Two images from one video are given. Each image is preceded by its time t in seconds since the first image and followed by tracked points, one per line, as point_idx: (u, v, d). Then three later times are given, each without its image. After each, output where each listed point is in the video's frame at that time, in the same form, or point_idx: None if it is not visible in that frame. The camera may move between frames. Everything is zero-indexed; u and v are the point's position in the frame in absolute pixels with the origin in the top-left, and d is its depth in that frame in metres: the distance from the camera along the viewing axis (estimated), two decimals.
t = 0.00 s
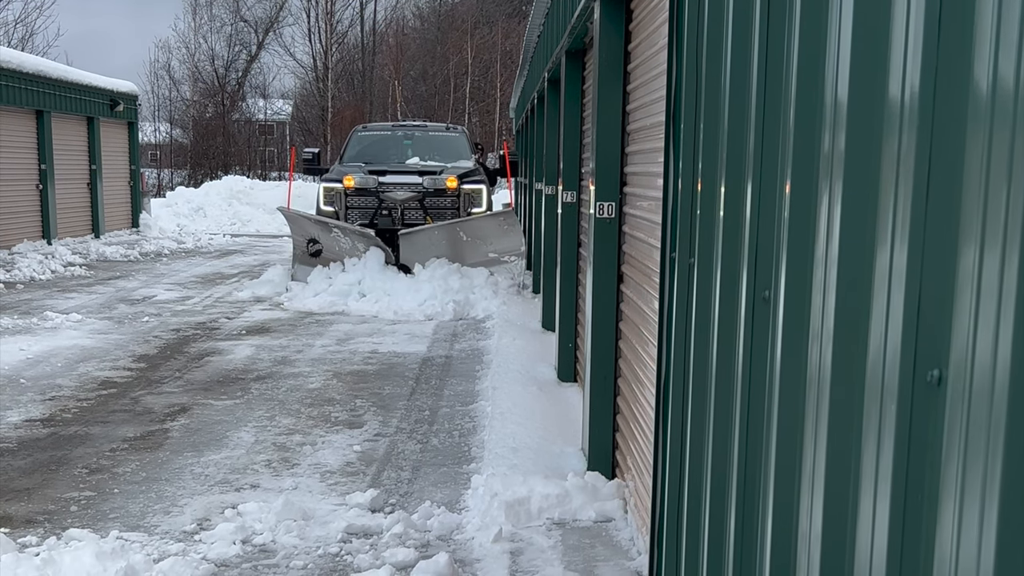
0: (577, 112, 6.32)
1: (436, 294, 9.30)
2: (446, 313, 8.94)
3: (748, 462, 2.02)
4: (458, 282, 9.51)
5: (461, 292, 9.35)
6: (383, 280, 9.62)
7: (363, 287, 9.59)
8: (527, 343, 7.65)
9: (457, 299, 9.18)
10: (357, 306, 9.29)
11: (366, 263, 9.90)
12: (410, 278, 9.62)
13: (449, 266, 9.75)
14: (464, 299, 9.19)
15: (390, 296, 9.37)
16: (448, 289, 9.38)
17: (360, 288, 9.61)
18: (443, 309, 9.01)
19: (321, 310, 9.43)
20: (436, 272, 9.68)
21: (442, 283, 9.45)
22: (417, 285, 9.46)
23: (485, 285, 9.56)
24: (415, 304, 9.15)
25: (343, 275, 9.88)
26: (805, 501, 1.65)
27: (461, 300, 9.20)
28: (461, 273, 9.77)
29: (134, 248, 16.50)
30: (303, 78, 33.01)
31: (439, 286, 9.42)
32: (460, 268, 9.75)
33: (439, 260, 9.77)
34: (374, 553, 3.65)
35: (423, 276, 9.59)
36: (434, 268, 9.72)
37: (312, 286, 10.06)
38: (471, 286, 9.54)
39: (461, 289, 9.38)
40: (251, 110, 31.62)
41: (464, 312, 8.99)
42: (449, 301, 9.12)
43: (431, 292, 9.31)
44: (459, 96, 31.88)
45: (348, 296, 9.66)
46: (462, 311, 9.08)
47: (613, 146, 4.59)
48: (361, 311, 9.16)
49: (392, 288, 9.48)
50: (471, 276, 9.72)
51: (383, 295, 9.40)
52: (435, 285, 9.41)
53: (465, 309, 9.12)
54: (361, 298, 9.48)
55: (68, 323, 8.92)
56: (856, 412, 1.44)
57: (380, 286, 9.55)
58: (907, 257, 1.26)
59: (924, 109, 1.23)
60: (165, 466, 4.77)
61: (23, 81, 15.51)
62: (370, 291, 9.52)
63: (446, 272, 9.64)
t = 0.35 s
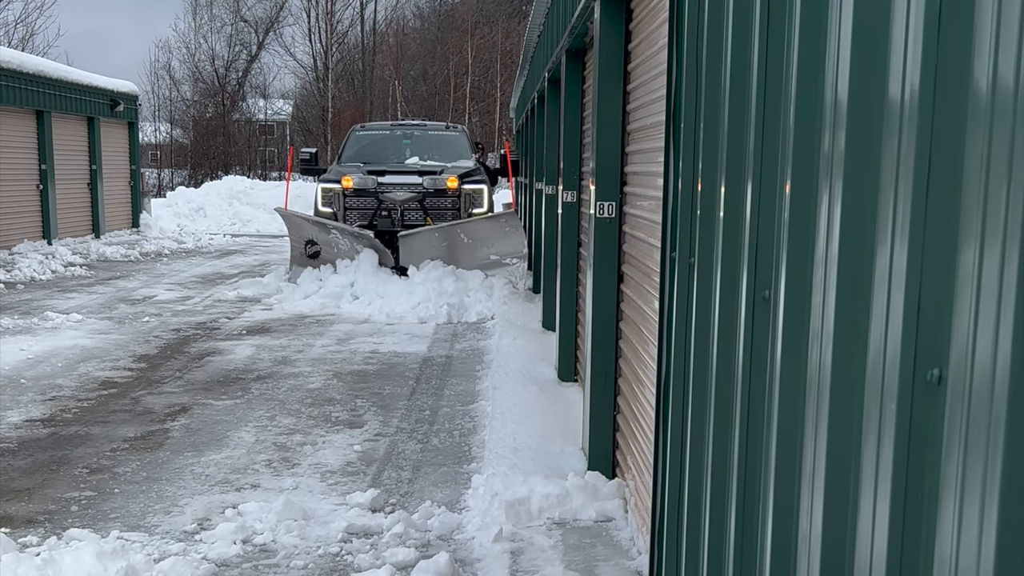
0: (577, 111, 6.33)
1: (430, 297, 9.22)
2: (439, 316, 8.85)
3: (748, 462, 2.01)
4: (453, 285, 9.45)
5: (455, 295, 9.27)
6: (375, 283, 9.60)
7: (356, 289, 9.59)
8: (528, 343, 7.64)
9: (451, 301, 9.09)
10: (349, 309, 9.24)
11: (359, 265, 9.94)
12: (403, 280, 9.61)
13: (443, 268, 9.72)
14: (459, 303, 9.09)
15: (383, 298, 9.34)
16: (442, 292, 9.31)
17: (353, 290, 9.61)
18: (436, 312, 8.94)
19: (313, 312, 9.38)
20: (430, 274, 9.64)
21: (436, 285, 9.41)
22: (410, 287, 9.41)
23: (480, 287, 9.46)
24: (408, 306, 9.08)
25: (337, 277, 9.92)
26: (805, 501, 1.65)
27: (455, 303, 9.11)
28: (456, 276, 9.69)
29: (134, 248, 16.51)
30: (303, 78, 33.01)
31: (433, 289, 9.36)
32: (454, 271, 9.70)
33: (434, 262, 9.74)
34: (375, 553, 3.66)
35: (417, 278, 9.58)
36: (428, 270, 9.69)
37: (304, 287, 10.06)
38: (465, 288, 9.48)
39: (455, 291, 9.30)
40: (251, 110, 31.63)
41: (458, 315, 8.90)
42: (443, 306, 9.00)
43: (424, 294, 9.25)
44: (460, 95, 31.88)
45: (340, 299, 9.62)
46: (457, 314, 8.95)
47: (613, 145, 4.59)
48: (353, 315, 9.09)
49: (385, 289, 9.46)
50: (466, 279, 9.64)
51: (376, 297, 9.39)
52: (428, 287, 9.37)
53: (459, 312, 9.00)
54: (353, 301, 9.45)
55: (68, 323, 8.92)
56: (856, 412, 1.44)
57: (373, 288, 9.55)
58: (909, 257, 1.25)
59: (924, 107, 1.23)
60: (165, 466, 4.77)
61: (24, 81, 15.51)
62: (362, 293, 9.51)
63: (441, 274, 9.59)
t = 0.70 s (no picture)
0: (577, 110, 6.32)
1: (425, 299, 9.14)
2: (433, 318, 8.78)
3: (748, 462, 2.02)
4: (447, 287, 9.37)
5: (450, 297, 9.20)
6: (367, 285, 9.53)
7: (348, 291, 9.51)
8: (528, 342, 7.63)
9: (446, 304, 9.03)
10: (342, 311, 9.14)
11: (351, 267, 9.87)
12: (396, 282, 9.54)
13: (438, 271, 9.61)
14: (453, 304, 9.05)
15: (376, 300, 9.26)
16: (436, 294, 9.24)
17: (345, 292, 9.53)
18: (431, 314, 8.86)
19: (305, 314, 9.26)
20: (424, 275, 9.56)
21: (430, 287, 9.32)
22: (404, 288, 9.33)
23: (475, 290, 9.37)
24: (402, 308, 8.99)
25: (328, 279, 9.84)
26: (806, 501, 1.65)
27: (450, 304, 9.05)
28: (451, 278, 9.61)
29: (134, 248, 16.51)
30: (304, 77, 33.03)
31: (427, 291, 9.28)
32: (450, 273, 9.61)
33: (427, 264, 9.64)
34: (375, 552, 3.65)
35: (411, 280, 9.50)
36: (422, 272, 9.60)
37: (294, 290, 9.96)
38: (460, 290, 9.40)
39: (450, 293, 9.23)
40: (251, 110, 31.64)
41: (453, 317, 8.83)
42: (438, 307, 8.95)
43: (418, 295, 9.17)
44: (460, 95, 31.89)
45: (332, 301, 9.52)
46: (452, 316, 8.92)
47: (614, 145, 4.59)
48: (347, 316, 8.99)
49: (377, 291, 9.39)
50: (461, 281, 9.55)
51: (368, 299, 9.30)
52: (423, 289, 9.29)
53: (454, 314, 8.96)
54: (346, 302, 9.35)
55: (68, 323, 8.92)
56: (856, 413, 1.44)
57: (366, 290, 9.47)
58: (909, 256, 1.25)
59: (924, 107, 1.23)
60: (166, 466, 4.77)
61: (24, 81, 15.50)
62: (355, 295, 9.43)
63: (435, 276, 9.52)
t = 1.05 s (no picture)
0: (577, 110, 6.33)
1: (417, 302, 9.01)
2: (425, 322, 8.64)
3: (748, 461, 2.02)
4: (441, 290, 9.22)
5: (444, 300, 9.05)
6: (359, 287, 9.41)
7: (340, 294, 9.39)
8: (528, 343, 7.62)
9: (439, 307, 8.88)
10: (333, 314, 9.02)
11: (343, 269, 9.75)
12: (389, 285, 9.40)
13: (432, 274, 9.47)
14: (446, 308, 8.90)
15: (368, 303, 9.13)
16: (429, 297, 9.09)
17: (336, 295, 9.41)
18: (423, 318, 8.72)
19: (295, 318, 9.16)
20: (417, 278, 9.42)
21: (423, 290, 9.18)
22: (396, 291, 9.21)
23: (469, 292, 9.20)
24: (393, 311, 8.86)
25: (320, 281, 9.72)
26: (805, 498, 1.65)
27: (443, 308, 8.91)
28: (445, 281, 9.46)
29: (135, 248, 16.52)
30: (304, 78, 33.04)
31: (420, 294, 9.13)
32: (444, 276, 9.46)
33: (420, 267, 9.52)
34: (375, 552, 3.65)
35: (404, 282, 9.36)
36: (415, 274, 9.47)
37: (286, 292, 9.85)
38: (454, 293, 9.23)
39: (443, 296, 9.07)
40: (251, 110, 31.65)
41: (445, 321, 8.70)
42: (430, 311, 8.80)
43: (411, 298, 9.04)
44: (460, 95, 31.92)
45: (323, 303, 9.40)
46: (444, 319, 8.79)
47: (613, 145, 4.59)
48: (337, 321, 8.87)
49: (370, 294, 9.26)
50: (455, 284, 9.40)
51: (360, 302, 9.19)
52: (416, 292, 9.16)
53: (447, 318, 8.83)
54: (337, 305, 9.23)
55: (68, 324, 8.92)
56: (856, 410, 1.44)
57: (358, 293, 9.34)
58: (908, 254, 1.25)
59: (923, 105, 1.23)
60: (166, 466, 4.77)
61: (24, 81, 15.51)
62: (346, 298, 9.31)
63: (428, 278, 9.37)
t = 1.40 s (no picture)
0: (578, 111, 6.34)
1: (411, 305, 8.85)
2: (418, 326, 8.50)
3: (749, 462, 2.02)
4: (434, 293, 9.05)
5: (438, 303, 8.90)
6: (351, 290, 9.29)
7: (332, 297, 9.25)
8: (528, 343, 7.61)
9: (433, 310, 8.72)
10: (324, 317, 8.88)
11: (335, 272, 9.65)
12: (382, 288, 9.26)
13: (427, 277, 9.30)
14: (441, 311, 8.75)
15: (360, 307, 8.98)
16: (423, 300, 8.93)
17: (327, 298, 9.28)
18: (416, 322, 8.56)
19: (285, 321, 9.02)
20: (411, 280, 9.27)
21: (417, 293, 9.01)
22: (389, 294, 9.06)
23: (464, 296, 9.03)
24: (386, 314, 8.73)
25: (312, 285, 9.59)
26: (805, 499, 1.65)
27: (437, 311, 8.74)
28: (439, 284, 9.29)
29: (135, 249, 16.53)
30: (305, 78, 33.06)
31: (413, 298, 8.97)
32: (439, 279, 9.29)
33: (413, 270, 9.29)
34: (376, 553, 3.65)
35: (397, 285, 9.21)
36: (409, 276, 9.28)
37: (277, 295, 9.70)
38: (448, 297, 9.06)
39: (437, 299, 8.90)
40: (251, 111, 31.67)
41: (439, 324, 8.54)
42: (424, 314, 8.67)
43: (404, 301, 8.89)
44: (461, 96, 31.93)
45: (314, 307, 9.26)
46: (437, 323, 8.63)
47: (613, 147, 4.60)
48: (328, 324, 8.72)
49: (362, 297, 9.12)
50: (450, 287, 9.20)
51: (352, 305, 9.04)
52: (409, 295, 9.00)
53: (441, 321, 8.66)
54: (328, 308, 9.08)
55: (69, 324, 8.93)
56: (856, 411, 1.44)
57: (351, 296, 9.20)
58: (908, 255, 1.26)
59: (923, 106, 1.23)
60: (167, 466, 4.78)
61: (25, 81, 15.54)
62: (338, 301, 9.18)
63: (422, 281, 9.20)
